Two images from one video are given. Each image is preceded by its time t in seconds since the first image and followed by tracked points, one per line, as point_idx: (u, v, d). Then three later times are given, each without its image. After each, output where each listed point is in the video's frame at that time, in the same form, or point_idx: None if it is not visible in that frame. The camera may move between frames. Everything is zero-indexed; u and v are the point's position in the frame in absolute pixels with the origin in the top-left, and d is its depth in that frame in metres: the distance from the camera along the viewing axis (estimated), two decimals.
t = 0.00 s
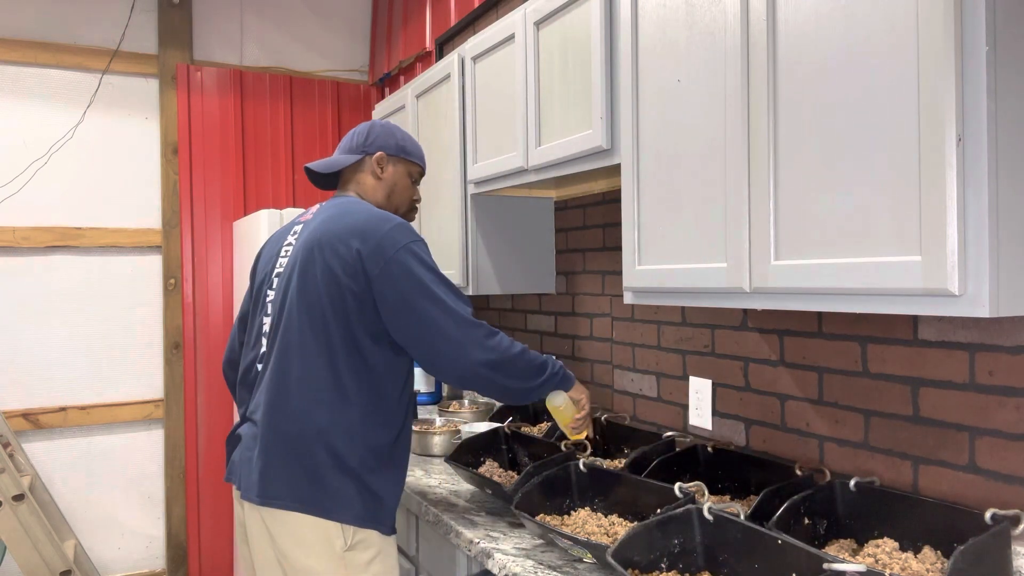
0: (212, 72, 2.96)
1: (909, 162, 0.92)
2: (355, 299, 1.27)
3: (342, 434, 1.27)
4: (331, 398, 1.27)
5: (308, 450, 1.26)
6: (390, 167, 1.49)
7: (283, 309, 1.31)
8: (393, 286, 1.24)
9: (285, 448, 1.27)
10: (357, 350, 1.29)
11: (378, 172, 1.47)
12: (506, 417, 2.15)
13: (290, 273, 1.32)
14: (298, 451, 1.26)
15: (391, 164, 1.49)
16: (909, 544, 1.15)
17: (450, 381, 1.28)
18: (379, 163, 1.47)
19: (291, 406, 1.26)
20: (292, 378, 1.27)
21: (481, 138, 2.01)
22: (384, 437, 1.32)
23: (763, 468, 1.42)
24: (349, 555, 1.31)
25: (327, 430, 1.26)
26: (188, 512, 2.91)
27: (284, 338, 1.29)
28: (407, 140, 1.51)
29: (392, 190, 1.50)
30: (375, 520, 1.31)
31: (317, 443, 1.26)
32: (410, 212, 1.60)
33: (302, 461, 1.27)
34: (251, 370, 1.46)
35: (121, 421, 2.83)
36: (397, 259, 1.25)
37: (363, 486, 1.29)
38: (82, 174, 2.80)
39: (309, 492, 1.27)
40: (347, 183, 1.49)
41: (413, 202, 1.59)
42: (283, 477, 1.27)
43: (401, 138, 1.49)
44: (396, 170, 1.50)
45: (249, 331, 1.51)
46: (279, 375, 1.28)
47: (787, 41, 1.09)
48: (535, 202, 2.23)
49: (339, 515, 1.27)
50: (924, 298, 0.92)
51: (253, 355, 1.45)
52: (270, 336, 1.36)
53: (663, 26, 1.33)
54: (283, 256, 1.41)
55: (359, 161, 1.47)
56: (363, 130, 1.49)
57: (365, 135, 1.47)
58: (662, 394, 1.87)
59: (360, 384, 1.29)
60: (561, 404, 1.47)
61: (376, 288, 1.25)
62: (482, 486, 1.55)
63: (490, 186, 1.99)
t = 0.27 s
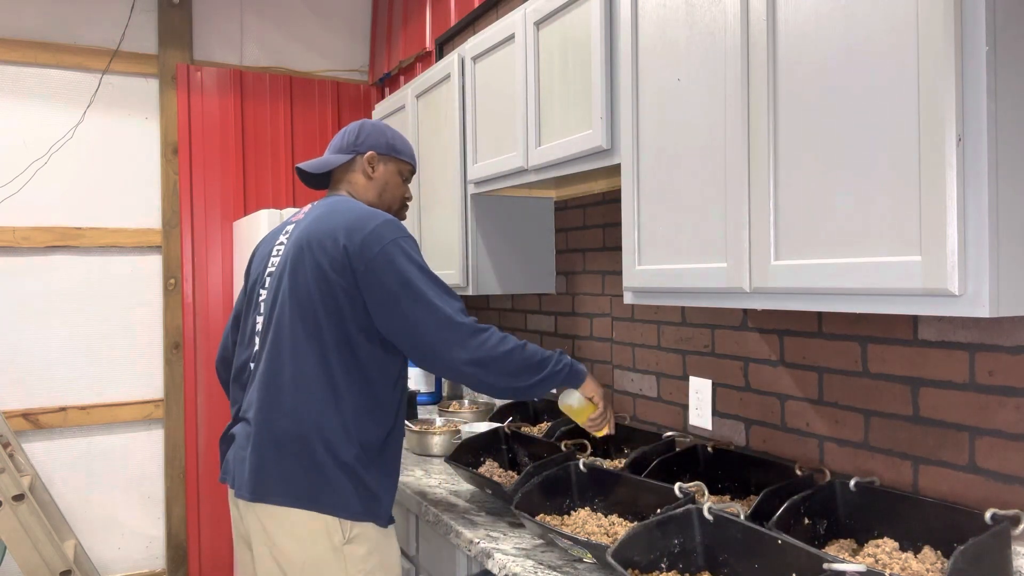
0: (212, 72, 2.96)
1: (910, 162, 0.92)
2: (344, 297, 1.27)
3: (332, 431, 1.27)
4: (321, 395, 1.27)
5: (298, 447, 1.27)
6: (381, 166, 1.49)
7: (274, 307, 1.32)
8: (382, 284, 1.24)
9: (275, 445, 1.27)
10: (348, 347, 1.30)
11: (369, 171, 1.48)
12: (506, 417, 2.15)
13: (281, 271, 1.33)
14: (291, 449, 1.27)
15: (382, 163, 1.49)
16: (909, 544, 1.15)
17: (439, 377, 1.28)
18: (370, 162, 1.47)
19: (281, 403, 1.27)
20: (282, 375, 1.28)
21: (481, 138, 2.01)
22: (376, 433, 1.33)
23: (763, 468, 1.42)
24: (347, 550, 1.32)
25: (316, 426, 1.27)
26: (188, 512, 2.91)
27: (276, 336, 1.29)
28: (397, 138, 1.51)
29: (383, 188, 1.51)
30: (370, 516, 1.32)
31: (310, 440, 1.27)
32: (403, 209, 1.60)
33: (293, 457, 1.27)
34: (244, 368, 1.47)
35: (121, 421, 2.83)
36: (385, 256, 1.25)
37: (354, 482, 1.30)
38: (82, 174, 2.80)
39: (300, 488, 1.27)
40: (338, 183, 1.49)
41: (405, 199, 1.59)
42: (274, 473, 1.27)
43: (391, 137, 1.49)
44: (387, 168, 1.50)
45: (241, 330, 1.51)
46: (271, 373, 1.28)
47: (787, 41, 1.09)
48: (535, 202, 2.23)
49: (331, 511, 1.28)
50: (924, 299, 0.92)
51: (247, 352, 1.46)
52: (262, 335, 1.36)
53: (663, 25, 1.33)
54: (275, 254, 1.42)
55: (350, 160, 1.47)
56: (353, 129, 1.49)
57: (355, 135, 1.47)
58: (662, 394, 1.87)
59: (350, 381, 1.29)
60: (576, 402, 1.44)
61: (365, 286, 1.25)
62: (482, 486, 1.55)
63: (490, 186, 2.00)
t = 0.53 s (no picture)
0: (212, 72, 2.96)
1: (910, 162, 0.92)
2: (345, 311, 1.27)
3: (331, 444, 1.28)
4: (321, 408, 1.27)
5: (299, 457, 1.28)
6: (396, 165, 1.50)
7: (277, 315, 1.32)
8: (381, 299, 1.23)
9: (276, 455, 1.29)
10: (350, 359, 1.29)
11: (386, 169, 1.47)
12: (506, 417, 2.15)
13: (284, 279, 1.33)
14: (291, 459, 1.28)
15: (397, 162, 1.49)
16: (909, 544, 1.15)
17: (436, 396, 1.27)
18: (387, 161, 1.47)
19: (282, 414, 1.28)
20: (284, 386, 1.28)
21: (480, 138, 2.01)
22: (378, 444, 1.33)
23: (764, 468, 1.42)
24: (340, 556, 1.33)
25: (316, 439, 1.28)
26: (188, 512, 2.91)
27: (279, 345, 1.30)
28: (409, 138, 1.52)
29: (396, 187, 1.51)
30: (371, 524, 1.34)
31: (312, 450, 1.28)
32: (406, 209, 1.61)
33: (293, 468, 1.29)
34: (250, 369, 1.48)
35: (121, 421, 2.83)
36: (385, 271, 1.23)
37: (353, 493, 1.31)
38: (82, 174, 2.80)
39: (300, 498, 1.29)
40: (352, 177, 1.47)
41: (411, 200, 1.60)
42: (274, 482, 1.29)
43: (406, 137, 1.50)
44: (401, 168, 1.50)
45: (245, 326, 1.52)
46: (275, 382, 1.29)
47: (787, 41, 1.09)
48: (535, 202, 2.23)
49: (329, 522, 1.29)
50: (925, 299, 0.92)
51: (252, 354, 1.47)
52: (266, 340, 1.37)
53: (663, 25, 1.33)
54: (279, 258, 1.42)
55: (366, 156, 1.46)
56: (368, 125, 1.48)
57: (372, 132, 1.47)
58: (662, 394, 1.87)
59: (351, 393, 1.29)
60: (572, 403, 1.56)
61: (366, 299, 1.24)
62: (482, 486, 1.55)
63: (489, 186, 2.00)
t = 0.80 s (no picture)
0: (212, 72, 2.96)
1: (910, 162, 0.92)
2: (343, 315, 1.27)
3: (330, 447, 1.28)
4: (320, 411, 1.28)
5: (299, 458, 1.29)
6: (398, 166, 1.51)
7: (278, 318, 1.33)
8: (379, 305, 1.23)
9: (277, 456, 1.30)
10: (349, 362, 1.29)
11: (389, 170, 1.48)
12: (506, 417, 2.15)
13: (285, 281, 1.33)
14: (291, 461, 1.29)
15: (399, 164, 1.51)
16: (909, 544, 1.15)
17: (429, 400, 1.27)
18: (390, 162, 1.48)
19: (283, 416, 1.29)
20: (285, 387, 1.29)
21: (480, 138, 2.01)
22: (377, 447, 1.33)
23: (764, 468, 1.42)
24: (346, 551, 1.34)
25: (316, 441, 1.28)
26: (188, 512, 2.91)
27: (281, 347, 1.31)
28: (410, 139, 1.53)
29: (397, 188, 1.52)
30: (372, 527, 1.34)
31: (311, 453, 1.28)
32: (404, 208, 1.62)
33: (293, 469, 1.30)
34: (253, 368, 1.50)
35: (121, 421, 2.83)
36: (381, 278, 1.22)
37: (353, 495, 1.31)
38: (82, 174, 2.80)
39: (300, 500, 1.29)
40: (355, 177, 1.47)
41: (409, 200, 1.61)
42: (275, 483, 1.30)
43: (407, 138, 1.52)
44: (403, 169, 1.52)
45: (247, 325, 1.52)
46: (275, 385, 1.31)
47: (787, 41, 1.09)
48: (535, 202, 2.23)
49: (330, 523, 1.30)
50: (925, 299, 0.92)
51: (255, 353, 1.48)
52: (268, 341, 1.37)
53: (663, 25, 1.33)
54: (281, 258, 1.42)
55: (370, 157, 1.46)
56: (371, 125, 1.48)
57: (376, 132, 1.47)
58: (662, 394, 1.87)
59: (350, 396, 1.30)
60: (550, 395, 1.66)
61: (364, 305, 1.24)
62: (482, 486, 1.55)
63: (490, 186, 2.00)
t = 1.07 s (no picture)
0: (212, 72, 2.96)
1: (910, 162, 0.92)
2: (335, 313, 1.37)
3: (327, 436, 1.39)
4: (316, 403, 1.38)
5: (298, 448, 1.39)
6: (378, 174, 1.62)
7: (274, 318, 1.43)
8: (368, 303, 1.34)
9: (278, 447, 1.40)
10: (341, 358, 1.40)
11: (368, 179, 1.60)
12: (506, 417, 2.15)
13: (279, 284, 1.43)
14: (291, 451, 1.39)
15: (379, 172, 1.62)
16: (909, 544, 1.15)
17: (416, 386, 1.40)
18: (370, 171, 1.60)
19: (282, 409, 1.39)
20: (282, 383, 1.40)
21: (480, 139, 2.01)
22: (370, 437, 1.43)
23: (764, 468, 1.42)
24: (343, 535, 1.43)
25: (314, 431, 1.38)
26: (188, 512, 2.91)
27: (277, 346, 1.41)
28: (390, 148, 1.64)
29: (378, 195, 1.63)
30: (367, 512, 1.44)
31: (309, 443, 1.38)
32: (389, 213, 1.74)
33: (293, 458, 1.40)
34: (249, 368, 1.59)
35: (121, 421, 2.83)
36: (370, 276, 1.34)
37: (351, 481, 1.41)
38: (82, 174, 2.80)
39: (301, 487, 1.39)
40: (337, 186, 1.59)
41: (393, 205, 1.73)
42: (277, 471, 1.40)
43: (387, 147, 1.63)
44: (383, 177, 1.63)
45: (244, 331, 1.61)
46: (272, 382, 1.41)
47: (787, 41, 1.09)
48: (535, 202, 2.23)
49: (329, 508, 1.40)
50: (925, 299, 0.92)
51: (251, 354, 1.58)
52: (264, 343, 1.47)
53: (663, 25, 1.33)
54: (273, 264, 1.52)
55: (350, 168, 1.58)
56: (352, 138, 1.59)
57: (355, 145, 1.58)
58: (662, 394, 1.87)
59: (344, 388, 1.40)
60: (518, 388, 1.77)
61: (353, 303, 1.35)
62: (482, 486, 1.55)
63: (490, 187, 2.00)
